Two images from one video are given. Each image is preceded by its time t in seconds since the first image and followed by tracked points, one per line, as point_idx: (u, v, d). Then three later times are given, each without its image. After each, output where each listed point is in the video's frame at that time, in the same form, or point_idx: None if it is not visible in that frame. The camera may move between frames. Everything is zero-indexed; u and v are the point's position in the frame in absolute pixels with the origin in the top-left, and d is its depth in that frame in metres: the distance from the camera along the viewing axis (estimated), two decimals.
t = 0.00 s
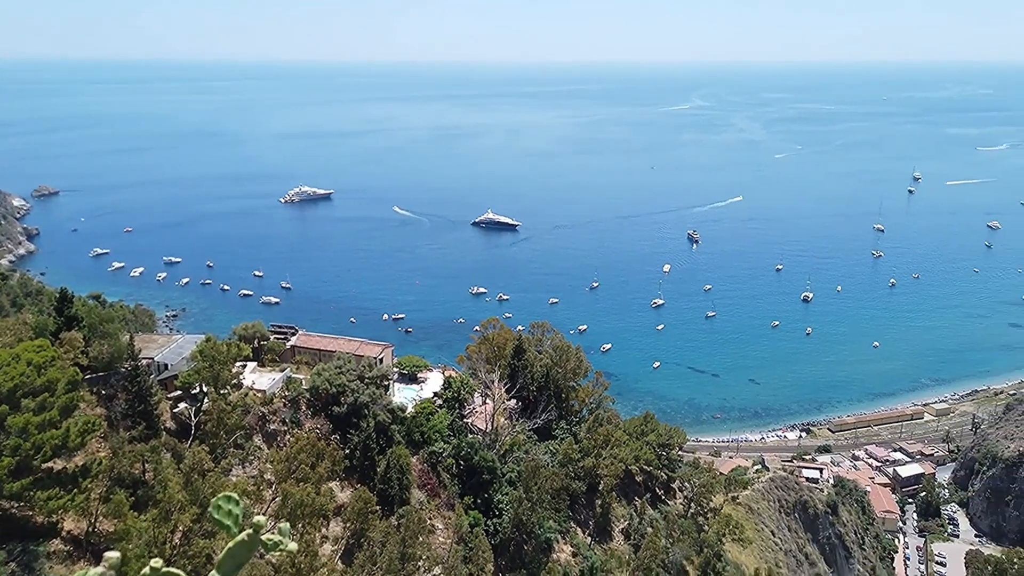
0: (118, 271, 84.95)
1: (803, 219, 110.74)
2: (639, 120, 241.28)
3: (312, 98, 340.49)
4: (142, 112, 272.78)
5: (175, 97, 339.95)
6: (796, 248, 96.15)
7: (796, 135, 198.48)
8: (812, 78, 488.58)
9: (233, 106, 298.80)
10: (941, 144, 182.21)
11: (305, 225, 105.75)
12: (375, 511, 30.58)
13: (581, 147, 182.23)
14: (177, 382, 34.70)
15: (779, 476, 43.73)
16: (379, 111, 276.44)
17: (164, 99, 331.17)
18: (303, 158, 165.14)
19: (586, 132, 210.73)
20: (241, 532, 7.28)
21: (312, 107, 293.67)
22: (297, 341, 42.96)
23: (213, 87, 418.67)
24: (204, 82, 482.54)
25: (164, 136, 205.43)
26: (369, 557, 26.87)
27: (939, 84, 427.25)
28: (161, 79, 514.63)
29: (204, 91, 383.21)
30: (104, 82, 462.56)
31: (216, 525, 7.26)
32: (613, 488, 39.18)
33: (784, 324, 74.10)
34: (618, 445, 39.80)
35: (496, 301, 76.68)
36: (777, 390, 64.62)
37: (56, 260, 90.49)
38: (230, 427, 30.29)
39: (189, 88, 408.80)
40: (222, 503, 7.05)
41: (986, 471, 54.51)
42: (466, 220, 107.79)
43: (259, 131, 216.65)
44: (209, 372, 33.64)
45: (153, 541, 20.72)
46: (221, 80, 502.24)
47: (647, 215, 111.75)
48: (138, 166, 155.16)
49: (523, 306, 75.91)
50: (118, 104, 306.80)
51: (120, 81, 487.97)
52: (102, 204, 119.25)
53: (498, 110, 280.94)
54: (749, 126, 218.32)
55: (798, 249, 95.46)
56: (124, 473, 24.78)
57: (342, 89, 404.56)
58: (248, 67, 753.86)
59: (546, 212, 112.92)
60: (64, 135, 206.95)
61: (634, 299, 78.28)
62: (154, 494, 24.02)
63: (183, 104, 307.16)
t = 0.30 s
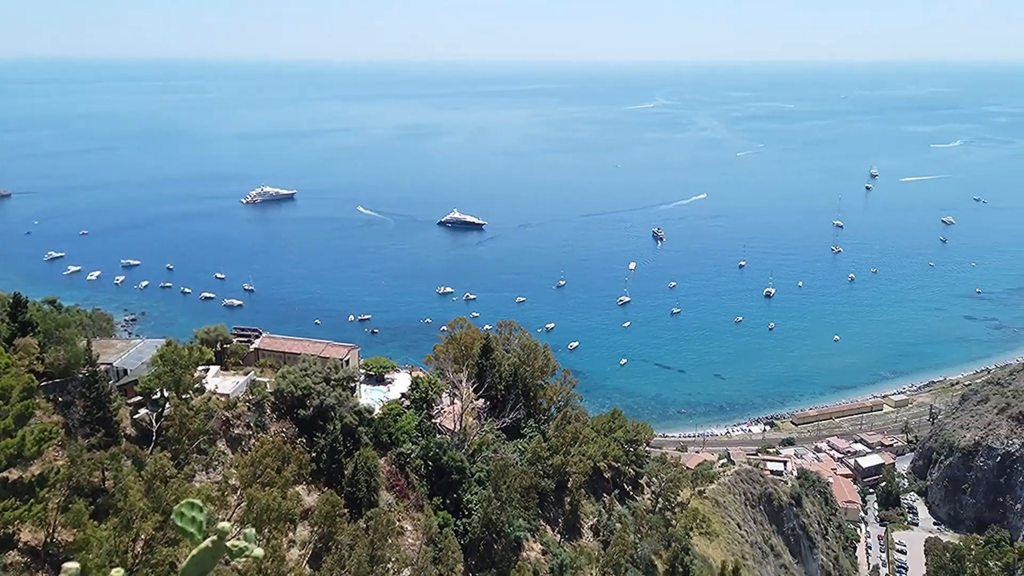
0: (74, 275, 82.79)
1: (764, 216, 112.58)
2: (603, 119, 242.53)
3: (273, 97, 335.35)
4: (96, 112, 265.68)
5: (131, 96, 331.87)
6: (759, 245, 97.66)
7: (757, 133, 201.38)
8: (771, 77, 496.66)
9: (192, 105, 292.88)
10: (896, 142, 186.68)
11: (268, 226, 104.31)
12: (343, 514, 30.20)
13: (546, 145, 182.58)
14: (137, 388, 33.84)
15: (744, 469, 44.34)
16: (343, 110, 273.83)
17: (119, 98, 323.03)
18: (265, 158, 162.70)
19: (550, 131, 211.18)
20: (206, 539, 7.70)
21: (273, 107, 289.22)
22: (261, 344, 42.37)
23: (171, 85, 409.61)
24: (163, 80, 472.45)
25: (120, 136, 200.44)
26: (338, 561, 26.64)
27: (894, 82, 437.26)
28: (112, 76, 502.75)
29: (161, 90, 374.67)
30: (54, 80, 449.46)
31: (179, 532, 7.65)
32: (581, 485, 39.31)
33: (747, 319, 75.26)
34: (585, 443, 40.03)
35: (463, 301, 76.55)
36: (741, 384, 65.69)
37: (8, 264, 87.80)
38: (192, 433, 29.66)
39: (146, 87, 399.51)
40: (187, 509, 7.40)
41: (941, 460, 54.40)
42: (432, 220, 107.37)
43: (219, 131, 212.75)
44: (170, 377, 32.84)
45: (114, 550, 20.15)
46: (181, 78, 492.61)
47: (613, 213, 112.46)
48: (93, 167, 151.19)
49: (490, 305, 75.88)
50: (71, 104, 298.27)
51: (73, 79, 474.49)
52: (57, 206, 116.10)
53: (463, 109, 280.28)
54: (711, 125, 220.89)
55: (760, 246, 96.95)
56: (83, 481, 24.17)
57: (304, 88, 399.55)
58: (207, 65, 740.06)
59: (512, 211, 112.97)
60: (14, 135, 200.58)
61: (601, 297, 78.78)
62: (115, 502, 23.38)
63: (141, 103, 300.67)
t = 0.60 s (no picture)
0: (36, 279, 81.02)
1: (733, 214, 113.94)
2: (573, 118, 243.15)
3: (240, 96, 330.83)
4: (56, 112, 259.78)
5: (94, 96, 325.19)
6: (728, 242, 98.82)
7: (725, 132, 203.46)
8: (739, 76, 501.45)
9: (157, 105, 287.79)
10: (860, 140, 190.00)
11: (237, 227, 103.06)
12: (316, 517, 29.83)
13: (517, 145, 182.68)
14: (102, 393, 33.00)
15: (716, 464, 44.75)
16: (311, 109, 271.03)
17: (80, 97, 315.94)
18: (233, 158, 160.62)
19: (521, 130, 211.30)
20: (172, 544, 7.86)
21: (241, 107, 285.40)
22: (230, 347, 41.85)
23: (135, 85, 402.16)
24: (127, 79, 463.78)
25: (82, 137, 196.27)
26: (312, 564, 26.42)
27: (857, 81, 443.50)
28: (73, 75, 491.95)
29: (124, 89, 367.41)
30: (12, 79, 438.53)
31: (148, 539, 7.83)
32: (556, 483, 39.38)
33: (717, 316, 76.11)
34: (560, 440, 40.12)
35: (435, 301, 76.39)
36: (711, 381, 66.59)
37: None
38: (160, 438, 29.18)
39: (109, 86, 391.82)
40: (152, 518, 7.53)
41: (908, 451, 52.56)
42: (403, 220, 106.92)
43: (185, 131, 209.47)
44: (137, 382, 32.29)
45: (81, 559, 19.75)
46: (145, 77, 484.02)
47: (584, 212, 112.96)
48: (54, 169, 147.88)
49: (463, 305, 75.82)
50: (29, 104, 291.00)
51: (32, 78, 463.51)
52: (17, 209, 113.47)
53: (433, 108, 279.39)
54: (680, 124, 222.74)
55: (730, 243, 98.05)
56: (48, 489, 23.74)
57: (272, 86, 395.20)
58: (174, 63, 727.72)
59: (484, 211, 112.99)
60: None
61: (573, 296, 79.07)
62: (80, 510, 22.78)
63: (102, 103, 294.98)
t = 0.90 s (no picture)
0: None
1: (694, 212, 115.31)
2: (535, 117, 243.28)
3: (197, 96, 324.40)
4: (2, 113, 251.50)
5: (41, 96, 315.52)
6: (691, 239, 100.02)
7: (685, 131, 205.52)
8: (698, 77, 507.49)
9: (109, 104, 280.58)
10: (817, 138, 193.62)
11: (195, 229, 101.17)
12: (281, 522, 29.30)
13: (479, 144, 182.26)
14: (58, 401, 32.22)
15: (681, 459, 45.20)
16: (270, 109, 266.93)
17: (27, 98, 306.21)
18: (190, 159, 157.45)
19: (483, 130, 210.84)
20: (130, 553, 8.49)
21: (196, 106, 279.78)
22: (190, 351, 41.12)
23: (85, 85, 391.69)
24: (79, 79, 451.45)
25: (30, 138, 190.38)
26: (278, 569, 25.98)
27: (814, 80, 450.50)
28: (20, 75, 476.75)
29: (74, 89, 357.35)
30: None
31: (109, 545, 8.79)
32: (524, 482, 39.36)
33: (681, 312, 77.11)
34: (528, 439, 40.15)
35: (400, 301, 75.96)
36: (676, 377, 67.49)
37: None
38: (118, 446, 28.30)
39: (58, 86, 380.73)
40: (112, 526, 8.22)
41: (867, 442, 53.47)
42: (366, 220, 106.07)
43: (139, 132, 204.72)
44: (93, 389, 31.19)
45: (37, 571, 18.97)
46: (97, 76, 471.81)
47: (548, 211, 113.26)
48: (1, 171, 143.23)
49: (427, 305, 75.58)
50: None
51: None
52: None
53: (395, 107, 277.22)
54: (641, 123, 224.50)
55: (692, 241, 99.24)
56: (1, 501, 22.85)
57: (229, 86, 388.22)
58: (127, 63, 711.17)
59: (447, 211, 112.67)
60: None
61: (538, 294, 79.31)
62: (35, 521, 21.94)
63: (52, 103, 286.78)
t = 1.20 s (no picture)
0: None
1: (665, 210, 116.29)
2: (506, 117, 243.03)
3: (162, 96, 318.51)
4: None
5: None
6: (662, 238, 100.81)
7: (655, 130, 206.86)
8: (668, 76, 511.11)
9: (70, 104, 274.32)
10: (784, 137, 196.16)
11: (161, 231, 99.66)
12: (252, 528, 28.71)
13: (449, 144, 181.72)
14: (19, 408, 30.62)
15: (654, 456, 45.53)
16: (236, 109, 263.34)
17: None
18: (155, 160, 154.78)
19: (454, 129, 210.17)
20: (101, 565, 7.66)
21: (162, 106, 274.85)
22: (157, 355, 40.47)
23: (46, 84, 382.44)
24: (40, 78, 440.77)
25: None
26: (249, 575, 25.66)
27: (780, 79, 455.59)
28: None
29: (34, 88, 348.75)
30: None
31: (72, 558, 7.67)
32: (498, 482, 39.27)
33: (652, 311, 77.93)
34: (501, 439, 40.17)
35: (371, 302, 75.60)
36: (648, 375, 68.19)
37: None
38: (84, 453, 27.69)
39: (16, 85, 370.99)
40: (78, 535, 7.48)
41: (836, 436, 54.14)
42: (336, 220, 105.30)
43: (102, 132, 200.67)
44: (58, 395, 30.60)
45: None
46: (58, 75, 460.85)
47: (519, 211, 113.42)
48: None
49: (399, 306, 75.31)
50: None
51: None
52: None
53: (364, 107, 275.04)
54: (611, 122, 225.53)
55: (663, 239, 100.08)
56: None
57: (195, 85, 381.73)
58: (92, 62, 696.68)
59: (418, 211, 112.31)
60: None
61: (510, 294, 79.48)
62: None
63: (11, 104, 279.56)
